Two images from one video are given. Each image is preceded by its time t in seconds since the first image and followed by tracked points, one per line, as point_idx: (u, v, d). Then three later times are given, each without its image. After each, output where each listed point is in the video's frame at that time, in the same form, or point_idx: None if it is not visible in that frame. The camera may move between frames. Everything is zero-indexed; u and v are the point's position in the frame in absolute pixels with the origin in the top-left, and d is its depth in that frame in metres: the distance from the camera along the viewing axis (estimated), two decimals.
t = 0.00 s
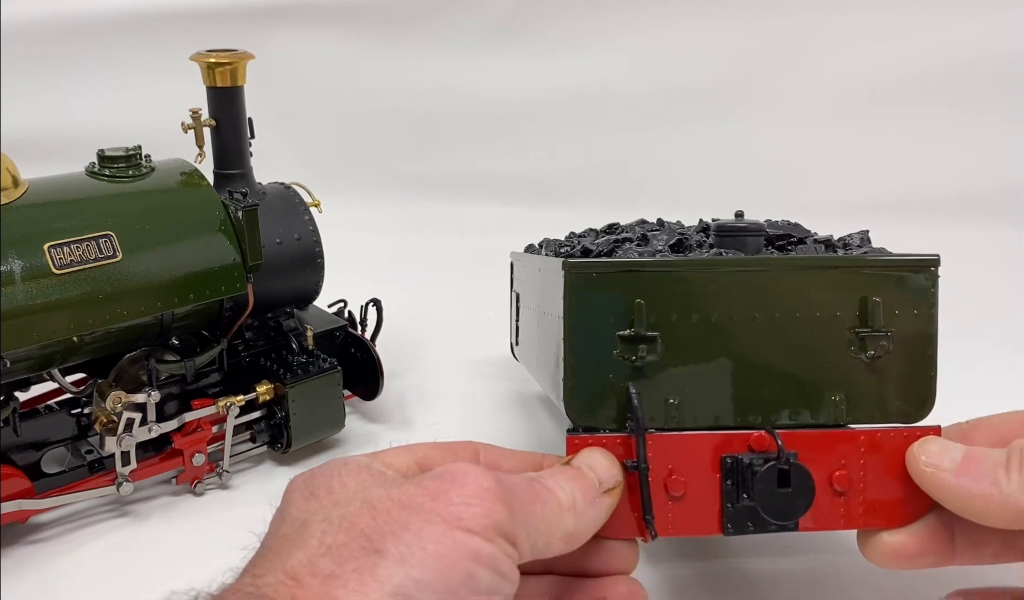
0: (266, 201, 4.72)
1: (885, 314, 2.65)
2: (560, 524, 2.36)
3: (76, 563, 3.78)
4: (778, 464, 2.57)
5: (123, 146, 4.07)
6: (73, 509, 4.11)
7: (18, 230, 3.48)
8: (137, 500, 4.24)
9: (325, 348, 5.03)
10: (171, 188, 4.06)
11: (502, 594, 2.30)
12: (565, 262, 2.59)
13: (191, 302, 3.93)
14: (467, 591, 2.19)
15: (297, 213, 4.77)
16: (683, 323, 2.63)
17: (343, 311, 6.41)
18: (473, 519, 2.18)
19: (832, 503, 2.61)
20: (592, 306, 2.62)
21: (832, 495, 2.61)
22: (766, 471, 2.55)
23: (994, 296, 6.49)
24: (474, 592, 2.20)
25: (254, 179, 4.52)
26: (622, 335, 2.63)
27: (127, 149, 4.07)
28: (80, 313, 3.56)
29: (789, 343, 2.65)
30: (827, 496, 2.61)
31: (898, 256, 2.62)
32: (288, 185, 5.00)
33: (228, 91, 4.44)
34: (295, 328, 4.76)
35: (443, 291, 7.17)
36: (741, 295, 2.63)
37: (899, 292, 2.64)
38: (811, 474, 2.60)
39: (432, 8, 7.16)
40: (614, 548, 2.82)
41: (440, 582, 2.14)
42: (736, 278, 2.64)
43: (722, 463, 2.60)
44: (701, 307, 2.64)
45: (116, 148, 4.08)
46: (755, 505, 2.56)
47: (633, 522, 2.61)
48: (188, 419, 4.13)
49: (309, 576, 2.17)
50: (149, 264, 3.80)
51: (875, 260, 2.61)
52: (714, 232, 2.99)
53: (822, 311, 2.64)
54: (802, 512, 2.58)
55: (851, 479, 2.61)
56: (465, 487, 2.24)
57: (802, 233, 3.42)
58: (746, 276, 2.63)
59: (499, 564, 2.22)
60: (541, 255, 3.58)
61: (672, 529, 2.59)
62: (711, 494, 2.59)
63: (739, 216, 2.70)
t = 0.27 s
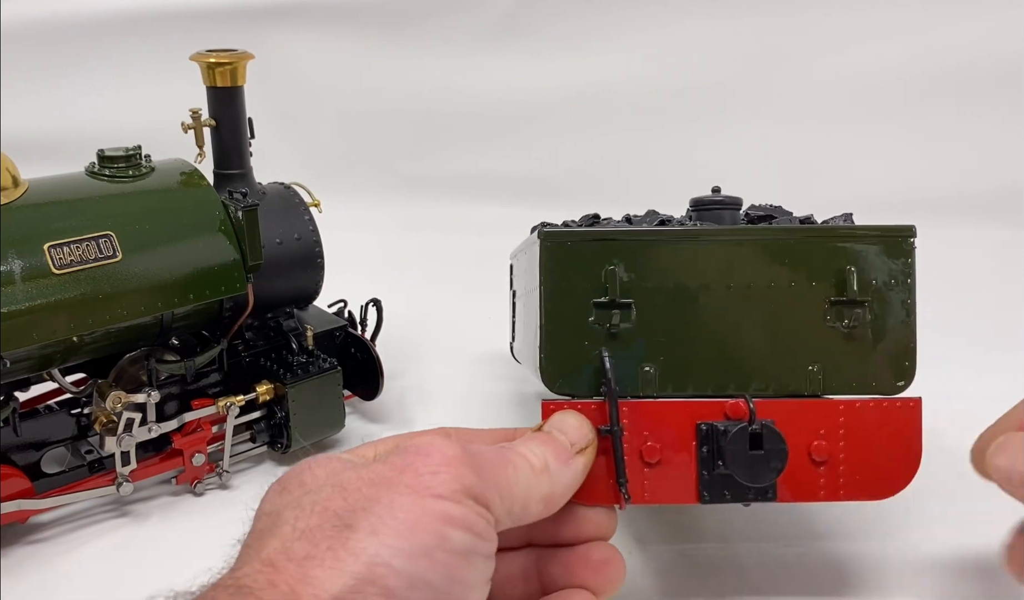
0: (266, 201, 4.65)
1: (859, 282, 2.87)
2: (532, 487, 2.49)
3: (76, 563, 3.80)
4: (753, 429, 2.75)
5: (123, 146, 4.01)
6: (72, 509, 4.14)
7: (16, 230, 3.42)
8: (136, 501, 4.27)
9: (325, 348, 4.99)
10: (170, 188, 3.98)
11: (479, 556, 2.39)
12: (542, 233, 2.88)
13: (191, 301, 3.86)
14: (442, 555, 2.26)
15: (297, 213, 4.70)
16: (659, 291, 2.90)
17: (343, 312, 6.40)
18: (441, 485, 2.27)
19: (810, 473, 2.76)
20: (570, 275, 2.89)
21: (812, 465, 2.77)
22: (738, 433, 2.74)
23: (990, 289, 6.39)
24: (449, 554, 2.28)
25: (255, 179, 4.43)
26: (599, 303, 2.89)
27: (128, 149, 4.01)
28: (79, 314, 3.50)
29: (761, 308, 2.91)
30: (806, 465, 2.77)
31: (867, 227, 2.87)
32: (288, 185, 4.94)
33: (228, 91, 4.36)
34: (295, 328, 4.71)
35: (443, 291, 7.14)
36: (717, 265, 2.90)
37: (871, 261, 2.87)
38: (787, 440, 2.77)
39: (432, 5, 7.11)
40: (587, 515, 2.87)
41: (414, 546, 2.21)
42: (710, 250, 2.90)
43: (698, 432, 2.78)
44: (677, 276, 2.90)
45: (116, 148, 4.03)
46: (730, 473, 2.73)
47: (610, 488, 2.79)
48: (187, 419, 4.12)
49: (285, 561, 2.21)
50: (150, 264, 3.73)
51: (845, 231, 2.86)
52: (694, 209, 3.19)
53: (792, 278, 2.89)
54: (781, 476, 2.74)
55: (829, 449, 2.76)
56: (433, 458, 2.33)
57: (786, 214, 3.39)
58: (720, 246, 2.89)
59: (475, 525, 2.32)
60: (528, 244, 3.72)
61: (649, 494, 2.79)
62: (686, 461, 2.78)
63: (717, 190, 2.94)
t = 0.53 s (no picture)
0: (266, 201, 4.66)
1: (853, 273, 2.88)
2: (525, 473, 2.50)
3: (76, 563, 3.85)
4: (746, 418, 2.77)
5: (124, 146, 4.02)
6: (72, 509, 4.15)
7: (17, 230, 3.44)
8: (136, 501, 4.25)
9: (325, 348, 4.99)
10: (170, 188, 3.99)
11: (473, 544, 2.40)
12: (535, 222, 2.90)
13: (191, 301, 3.85)
14: (434, 545, 2.27)
15: (297, 213, 4.70)
16: (653, 280, 2.92)
17: (344, 312, 6.40)
18: (431, 476, 2.30)
19: (805, 463, 2.78)
20: (564, 264, 2.91)
21: (806, 455, 2.78)
22: (732, 421, 2.75)
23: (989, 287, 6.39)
24: (442, 544, 2.28)
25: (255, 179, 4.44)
26: (591, 291, 2.91)
27: (128, 149, 4.03)
28: (78, 313, 3.49)
29: (755, 299, 2.92)
30: (800, 455, 2.78)
31: (861, 218, 2.88)
32: (288, 185, 4.94)
33: (228, 91, 4.36)
34: (295, 328, 4.70)
35: (443, 291, 7.15)
36: (711, 255, 2.92)
37: (866, 252, 2.89)
38: (781, 429, 2.78)
39: (432, 5, 7.11)
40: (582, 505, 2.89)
41: (406, 537, 2.22)
42: (706, 240, 2.91)
43: (692, 421, 2.78)
44: (670, 266, 2.92)
45: (116, 148, 4.04)
46: (725, 462, 2.74)
47: (601, 477, 2.81)
48: (188, 419, 4.11)
49: (278, 559, 2.22)
50: (150, 264, 3.73)
51: (839, 222, 2.87)
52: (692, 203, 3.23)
53: (786, 269, 2.91)
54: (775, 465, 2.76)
55: (825, 440, 2.77)
56: (422, 450, 2.35)
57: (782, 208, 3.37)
58: (714, 236, 2.91)
59: (467, 513, 2.33)
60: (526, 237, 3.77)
61: (642, 484, 2.79)
62: (680, 451, 2.79)
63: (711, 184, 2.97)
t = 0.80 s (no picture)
0: (266, 200, 4.67)
1: (843, 266, 2.89)
2: (510, 462, 2.51)
3: (76, 563, 3.85)
4: (732, 409, 2.77)
5: (124, 146, 4.03)
6: (73, 509, 4.16)
7: (17, 230, 3.44)
8: (137, 500, 4.26)
9: (325, 348, 5.00)
10: (170, 188, 3.99)
11: (458, 533, 2.40)
12: (527, 214, 2.90)
13: (191, 301, 3.85)
14: (417, 534, 2.27)
15: (297, 213, 4.70)
16: (642, 272, 2.93)
17: (344, 312, 6.41)
18: (413, 467, 2.31)
19: (792, 455, 2.79)
20: (554, 256, 2.92)
21: (793, 446, 2.79)
22: (718, 411, 2.75)
23: (987, 287, 6.40)
24: (425, 533, 2.29)
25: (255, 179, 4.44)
26: (581, 282, 2.92)
27: (128, 149, 4.04)
28: (78, 313, 3.50)
29: (744, 291, 2.93)
30: (787, 446, 2.79)
31: (851, 211, 2.89)
32: (288, 185, 4.94)
33: (228, 91, 4.37)
34: (295, 328, 4.70)
35: (443, 291, 7.15)
36: (698, 246, 2.92)
37: (856, 245, 2.89)
38: (768, 420, 2.79)
39: (432, 5, 7.12)
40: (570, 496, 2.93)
41: (387, 528, 2.23)
42: (694, 232, 2.92)
43: (680, 412, 2.79)
44: (659, 257, 2.93)
45: (116, 148, 4.05)
46: (712, 453, 2.74)
47: (587, 467, 2.83)
48: (188, 420, 4.12)
49: (262, 555, 2.25)
50: (150, 264, 3.73)
51: (829, 215, 2.88)
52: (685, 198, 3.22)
53: (775, 261, 2.92)
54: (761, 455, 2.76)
55: (813, 432, 2.78)
56: (404, 442, 2.38)
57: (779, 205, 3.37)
58: (703, 229, 2.92)
59: (449, 502, 2.33)
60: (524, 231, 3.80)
61: (630, 475, 2.80)
62: (668, 443, 2.80)
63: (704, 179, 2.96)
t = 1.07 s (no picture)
0: (266, 200, 4.66)
1: (842, 266, 2.89)
2: (508, 462, 2.51)
3: (77, 563, 3.86)
4: (730, 409, 2.77)
5: (124, 146, 4.03)
6: (73, 509, 4.16)
7: (16, 230, 3.44)
8: (136, 500, 4.26)
9: (325, 348, 5.00)
10: (170, 188, 3.99)
11: (454, 533, 2.39)
12: (526, 214, 2.90)
13: (191, 301, 3.85)
14: (414, 534, 2.27)
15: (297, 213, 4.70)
16: (641, 272, 2.93)
17: (344, 312, 6.40)
18: (410, 467, 2.32)
19: (790, 454, 2.78)
20: (553, 255, 2.92)
21: (791, 446, 2.79)
22: (715, 412, 2.76)
23: (987, 287, 6.40)
24: (422, 533, 2.29)
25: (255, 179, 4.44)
26: (579, 281, 2.92)
27: (128, 149, 4.03)
28: (78, 314, 3.49)
29: (743, 291, 2.93)
30: (786, 446, 2.79)
31: (850, 212, 2.88)
32: (288, 185, 4.94)
33: (228, 91, 4.37)
34: (295, 328, 4.70)
35: (443, 291, 7.15)
36: (698, 245, 2.92)
37: (855, 245, 2.89)
38: (765, 420, 2.79)
39: (431, 5, 7.12)
40: (572, 496, 2.93)
41: (384, 528, 2.22)
42: (693, 232, 2.92)
43: (677, 413, 2.79)
44: (657, 257, 2.92)
45: (116, 148, 4.05)
46: (710, 453, 2.74)
47: (586, 467, 2.82)
48: (188, 420, 4.12)
49: (258, 556, 2.25)
50: (150, 264, 3.73)
51: (828, 215, 2.88)
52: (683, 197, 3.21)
53: (774, 261, 2.92)
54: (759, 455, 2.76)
55: (811, 432, 2.78)
56: (401, 443, 2.38)
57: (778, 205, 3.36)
58: (702, 229, 2.91)
59: (446, 502, 2.33)
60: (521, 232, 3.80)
61: (628, 475, 2.80)
62: (666, 443, 2.80)
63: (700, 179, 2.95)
